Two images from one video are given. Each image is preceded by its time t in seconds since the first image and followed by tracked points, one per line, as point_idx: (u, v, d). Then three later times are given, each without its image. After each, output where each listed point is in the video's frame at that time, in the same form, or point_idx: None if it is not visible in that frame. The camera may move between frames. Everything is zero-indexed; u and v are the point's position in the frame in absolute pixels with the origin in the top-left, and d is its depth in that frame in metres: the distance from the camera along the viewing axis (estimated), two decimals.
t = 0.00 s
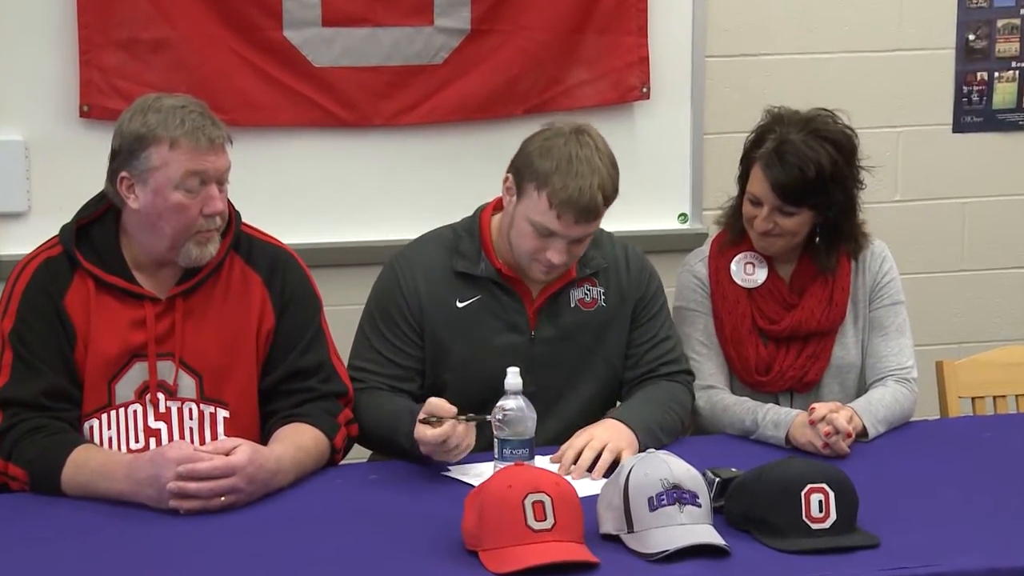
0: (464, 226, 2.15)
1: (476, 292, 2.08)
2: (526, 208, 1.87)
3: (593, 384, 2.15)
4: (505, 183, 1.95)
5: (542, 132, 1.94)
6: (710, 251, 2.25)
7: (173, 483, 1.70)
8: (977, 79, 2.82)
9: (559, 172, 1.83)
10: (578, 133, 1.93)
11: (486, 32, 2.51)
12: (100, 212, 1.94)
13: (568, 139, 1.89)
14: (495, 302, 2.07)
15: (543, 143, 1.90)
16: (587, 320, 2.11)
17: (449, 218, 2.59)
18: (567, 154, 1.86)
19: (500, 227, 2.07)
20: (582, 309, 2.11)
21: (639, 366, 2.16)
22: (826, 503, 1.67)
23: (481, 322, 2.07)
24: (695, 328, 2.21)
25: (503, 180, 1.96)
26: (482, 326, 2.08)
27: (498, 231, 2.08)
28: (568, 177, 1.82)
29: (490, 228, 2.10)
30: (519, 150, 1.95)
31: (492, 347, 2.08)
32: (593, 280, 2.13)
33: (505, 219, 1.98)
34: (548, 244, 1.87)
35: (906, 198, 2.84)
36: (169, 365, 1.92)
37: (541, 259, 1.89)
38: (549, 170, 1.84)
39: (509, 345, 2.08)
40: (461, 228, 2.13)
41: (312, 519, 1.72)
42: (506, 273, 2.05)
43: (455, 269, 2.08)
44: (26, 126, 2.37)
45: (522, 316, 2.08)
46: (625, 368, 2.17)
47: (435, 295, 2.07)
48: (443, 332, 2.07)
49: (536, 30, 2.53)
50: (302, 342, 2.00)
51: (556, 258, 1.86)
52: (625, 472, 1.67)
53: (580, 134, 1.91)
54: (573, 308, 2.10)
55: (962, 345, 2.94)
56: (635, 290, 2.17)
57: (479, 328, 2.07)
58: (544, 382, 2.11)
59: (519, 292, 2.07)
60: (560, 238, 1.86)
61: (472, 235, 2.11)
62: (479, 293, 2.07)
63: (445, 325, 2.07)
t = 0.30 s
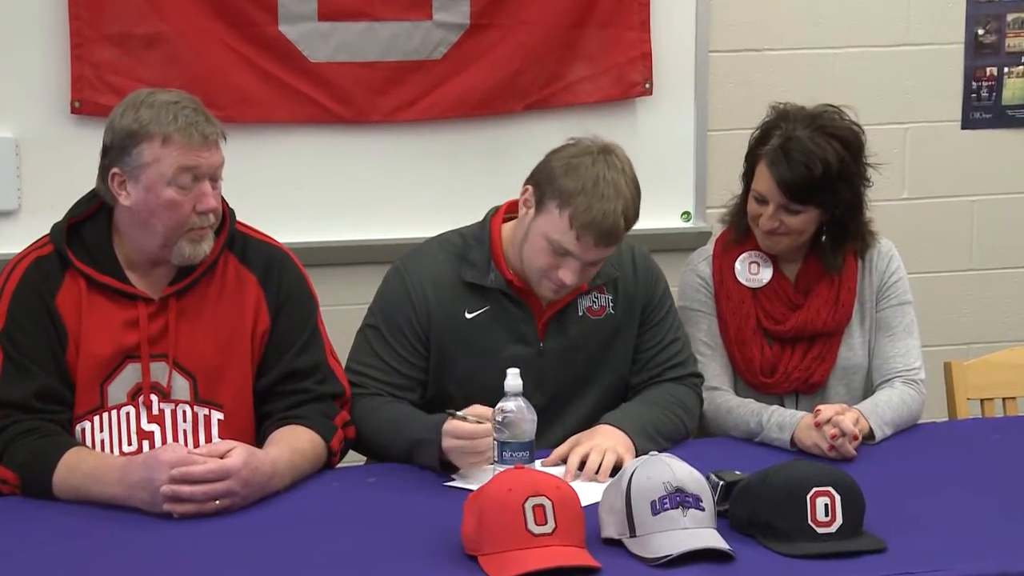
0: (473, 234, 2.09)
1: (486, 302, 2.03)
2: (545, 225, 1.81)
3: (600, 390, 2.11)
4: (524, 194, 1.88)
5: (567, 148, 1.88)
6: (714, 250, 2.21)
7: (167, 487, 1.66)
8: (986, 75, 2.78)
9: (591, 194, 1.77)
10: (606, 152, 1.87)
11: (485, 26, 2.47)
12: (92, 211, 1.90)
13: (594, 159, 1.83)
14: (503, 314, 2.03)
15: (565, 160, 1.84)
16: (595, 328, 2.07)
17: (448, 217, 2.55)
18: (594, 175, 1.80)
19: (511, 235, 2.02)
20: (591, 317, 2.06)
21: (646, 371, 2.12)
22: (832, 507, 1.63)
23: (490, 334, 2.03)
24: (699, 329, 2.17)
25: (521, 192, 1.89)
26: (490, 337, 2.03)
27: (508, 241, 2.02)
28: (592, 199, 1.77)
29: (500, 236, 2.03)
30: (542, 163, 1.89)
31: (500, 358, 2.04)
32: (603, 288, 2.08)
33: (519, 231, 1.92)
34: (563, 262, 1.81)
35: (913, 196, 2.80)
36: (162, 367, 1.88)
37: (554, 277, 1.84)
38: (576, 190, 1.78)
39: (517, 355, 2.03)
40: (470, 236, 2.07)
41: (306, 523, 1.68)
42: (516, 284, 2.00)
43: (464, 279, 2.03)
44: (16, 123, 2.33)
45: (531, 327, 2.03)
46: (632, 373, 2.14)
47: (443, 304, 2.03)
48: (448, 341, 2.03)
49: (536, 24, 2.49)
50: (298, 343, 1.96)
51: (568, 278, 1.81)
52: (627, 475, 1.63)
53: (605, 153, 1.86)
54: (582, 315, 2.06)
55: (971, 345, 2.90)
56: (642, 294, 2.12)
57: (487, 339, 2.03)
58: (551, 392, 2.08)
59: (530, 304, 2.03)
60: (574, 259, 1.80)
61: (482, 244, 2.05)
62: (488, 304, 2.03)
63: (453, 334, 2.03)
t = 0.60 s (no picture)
0: (484, 239, 1.99)
1: (495, 310, 1.96)
2: (565, 243, 1.75)
3: (609, 395, 2.05)
4: (545, 208, 1.82)
5: (594, 166, 1.81)
6: (719, 249, 2.16)
7: (157, 492, 1.61)
8: (998, 69, 2.73)
9: (618, 219, 1.71)
10: (634, 173, 1.80)
11: (484, 19, 2.42)
12: (81, 208, 1.84)
13: (622, 180, 1.76)
14: (512, 323, 1.96)
15: (591, 179, 1.78)
16: (605, 336, 2.00)
17: (447, 214, 2.50)
18: (623, 197, 1.73)
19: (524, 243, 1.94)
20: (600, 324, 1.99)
21: (654, 375, 2.06)
22: (841, 513, 1.57)
23: (497, 344, 1.96)
24: (705, 329, 2.12)
25: (541, 206, 1.82)
26: (498, 347, 1.97)
27: (521, 247, 1.94)
28: (618, 223, 1.71)
29: (512, 242, 1.96)
30: (565, 178, 1.82)
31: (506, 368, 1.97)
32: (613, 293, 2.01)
33: (535, 245, 1.86)
34: (580, 283, 1.76)
35: (924, 193, 2.74)
36: (152, 368, 1.82)
37: (569, 297, 1.79)
38: (604, 212, 1.72)
39: (525, 365, 1.97)
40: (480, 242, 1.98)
41: (297, 529, 1.63)
42: (528, 293, 1.92)
43: (474, 286, 1.95)
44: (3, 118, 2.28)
45: (539, 337, 1.96)
46: (640, 377, 2.08)
47: (450, 310, 1.95)
48: (452, 348, 1.97)
49: (537, 17, 2.44)
50: (291, 343, 1.90)
51: (583, 299, 1.77)
52: (631, 480, 1.58)
53: (634, 175, 1.79)
54: (591, 323, 1.99)
55: (983, 346, 2.84)
56: (653, 297, 2.05)
57: (493, 349, 1.97)
58: (559, 401, 2.02)
59: (541, 314, 1.95)
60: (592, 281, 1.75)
61: (493, 250, 1.96)
62: (498, 312, 1.96)
63: (461, 341, 1.96)
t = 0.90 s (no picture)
0: (484, 249, 1.94)
1: (497, 322, 1.90)
2: (579, 262, 1.69)
3: (617, 403, 1.99)
4: (561, 221, 1.75)
5: (616, 185, 1.74)
6: (726, 249, 2.10)
7: (146, 498, 1.55)
8: (1014, 61, 2.67)
9: (637, 246, 1.66)
10: (657, 197, 1.73)
11: (484, 10, 2.36)
12: (62, 205, 1.78)
13: (645, 206, 1.70)
14: (516, 334, 1.89)
15: (613, 200, 1.71)
16: (613, 344, 1.94)
17: (446, 212, 2.43)
18: (643, 223, 1.67)
19: (529, 256, 1.87)
20: (609, 332, 1.93)
21: (662, 379, 2.00)
22: (852, 519, 1.51)
23: (501, 353, 1.90)
24: (712, 330, 2.06)
25: (557, 220, 1.76)
26: (501, 356, 1.90)
27: (525, 262, 1.88)
28: (635, 249, 1.65)
29: (516, 253, 1.89)
30: (586, 194, 1.75)
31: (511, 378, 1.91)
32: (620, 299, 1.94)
33: (543, 257, 1.79)
34: (587, 303, 1.71)
35: (938, 189, 2.68)
36: (138, 370, 1.76)
37: (575, 316, 1.74)
38: (620, 236, 1.66)
39: (529, 375, 1.91)
40: (481, 253, 1.93)
41: (286, 535, 1.57)
42: (532, 308, 1.86)
43: (476, 300, 1.89)
44: None
45: (545, 347, 1.90)
46: (647, 383, 2.01)
47: (448, 324, 1.90)
48: (452, 356, 1.90)
49: (538, 8, 2.38)
50: (280, 342, 1.84)
51: (586, 320, 1.71)
52: (635, 485, 1.51)
53: (657, 200, 1.72)
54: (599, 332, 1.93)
55: (998, 348, 2.78)
56: (662, 303, 1.98)
57: (497, 360, 1.91)
58: (563, 410, 1.96)
59: (547, 330, 1.89)
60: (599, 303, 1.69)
61: (494, 262, 1.90)
62: (499, 325, 1.90)
63: (461, 354, 1.90)
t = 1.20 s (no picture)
0: (475, 247, 1.88)
1: (489, 321, 1.83)
2: (570, 261, 1.63)
3: (618, 406, 1.92)
4: (554, 218, 1.69)
5: (612, 181, 1.67)
6: (735, 247, 2.03)
7: (135, 506, 1.48)
8: None
9: (629, 245, 1.58)
10: (655, 193, 1.66)
11: None
12: (18, 202, 1.70)
13: (640, 202, 1.63)
14: (511, 336, 1.82)
15: (607, 196, 1.64)
16: (615, 345, 1.87)
17: (444, 209, 2.36)
18: (638, 220, 1.60)
19: (522, 255, 1.81)
20: (609, 333, 1.86)
21: (668, 382, 1.94)
22: (865, 528, 1.43)
23: (496, 355, 1.83)
24: (720, 331, 1.99)
25: (550, 216, 1.69)
26: (498, 358, 1.83)
27: (519, 259, 1.82)
28: (627, 248, 1.58)
29: (507, 253, 1.83)
30: (582, 190, 1.68)
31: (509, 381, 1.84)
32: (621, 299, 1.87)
33: (538, 254, 1.73)
34: (579, 303, 1.64)
35: (955, 184, 2.61)
36: (108, 368, 1.68)
37: (567, 316, 1.68)
38: (612, 235, 1.59)
39: (528, 377, 1.84)
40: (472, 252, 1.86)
41: (273, 545, 1.49)
42: (525, 306, 1.80)
43: (466, 300, 1.82)
44: None
45: (544, 348, 1.83)
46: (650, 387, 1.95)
47: (439, 325, 1.82)
48: (448, 358, 1.83)
49: None
50: (251, 335, 1.77)
51: (579, 321, 1.65)
52: (640, 492, 1.43)
53: (654, 197, 1.64)
54: (599, 333, 1.86)
55: (1015, 348, 2.71)
56: (664, 304, 1.91)
57: (492, 362, 1.84)
58: (564, 414, 1.89)
59: (543, 331, 1.82)
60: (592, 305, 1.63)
61: (485, 260, 1.84)
62: (491, 324, 1.83)
63: (454, 356, 1.83)
